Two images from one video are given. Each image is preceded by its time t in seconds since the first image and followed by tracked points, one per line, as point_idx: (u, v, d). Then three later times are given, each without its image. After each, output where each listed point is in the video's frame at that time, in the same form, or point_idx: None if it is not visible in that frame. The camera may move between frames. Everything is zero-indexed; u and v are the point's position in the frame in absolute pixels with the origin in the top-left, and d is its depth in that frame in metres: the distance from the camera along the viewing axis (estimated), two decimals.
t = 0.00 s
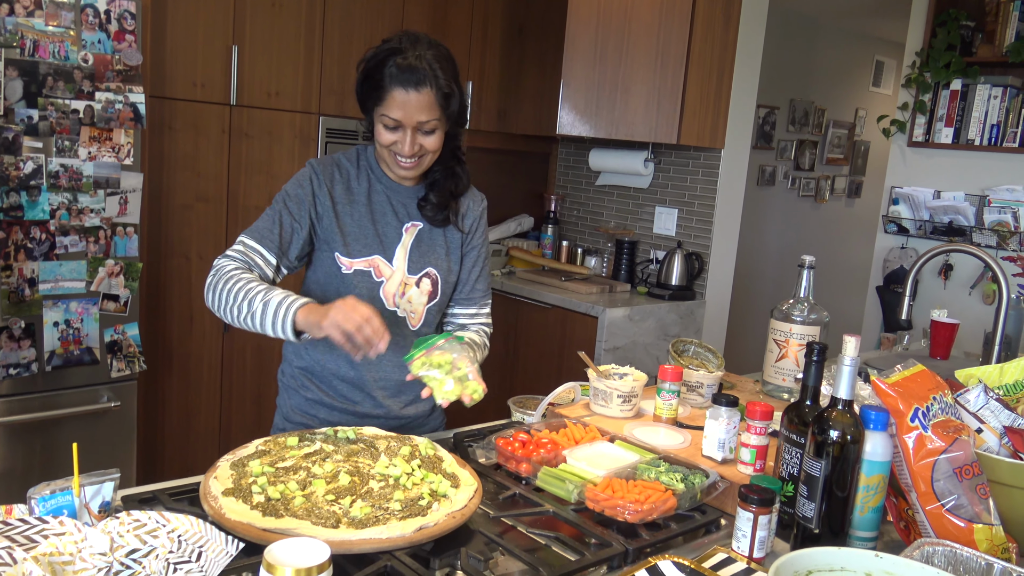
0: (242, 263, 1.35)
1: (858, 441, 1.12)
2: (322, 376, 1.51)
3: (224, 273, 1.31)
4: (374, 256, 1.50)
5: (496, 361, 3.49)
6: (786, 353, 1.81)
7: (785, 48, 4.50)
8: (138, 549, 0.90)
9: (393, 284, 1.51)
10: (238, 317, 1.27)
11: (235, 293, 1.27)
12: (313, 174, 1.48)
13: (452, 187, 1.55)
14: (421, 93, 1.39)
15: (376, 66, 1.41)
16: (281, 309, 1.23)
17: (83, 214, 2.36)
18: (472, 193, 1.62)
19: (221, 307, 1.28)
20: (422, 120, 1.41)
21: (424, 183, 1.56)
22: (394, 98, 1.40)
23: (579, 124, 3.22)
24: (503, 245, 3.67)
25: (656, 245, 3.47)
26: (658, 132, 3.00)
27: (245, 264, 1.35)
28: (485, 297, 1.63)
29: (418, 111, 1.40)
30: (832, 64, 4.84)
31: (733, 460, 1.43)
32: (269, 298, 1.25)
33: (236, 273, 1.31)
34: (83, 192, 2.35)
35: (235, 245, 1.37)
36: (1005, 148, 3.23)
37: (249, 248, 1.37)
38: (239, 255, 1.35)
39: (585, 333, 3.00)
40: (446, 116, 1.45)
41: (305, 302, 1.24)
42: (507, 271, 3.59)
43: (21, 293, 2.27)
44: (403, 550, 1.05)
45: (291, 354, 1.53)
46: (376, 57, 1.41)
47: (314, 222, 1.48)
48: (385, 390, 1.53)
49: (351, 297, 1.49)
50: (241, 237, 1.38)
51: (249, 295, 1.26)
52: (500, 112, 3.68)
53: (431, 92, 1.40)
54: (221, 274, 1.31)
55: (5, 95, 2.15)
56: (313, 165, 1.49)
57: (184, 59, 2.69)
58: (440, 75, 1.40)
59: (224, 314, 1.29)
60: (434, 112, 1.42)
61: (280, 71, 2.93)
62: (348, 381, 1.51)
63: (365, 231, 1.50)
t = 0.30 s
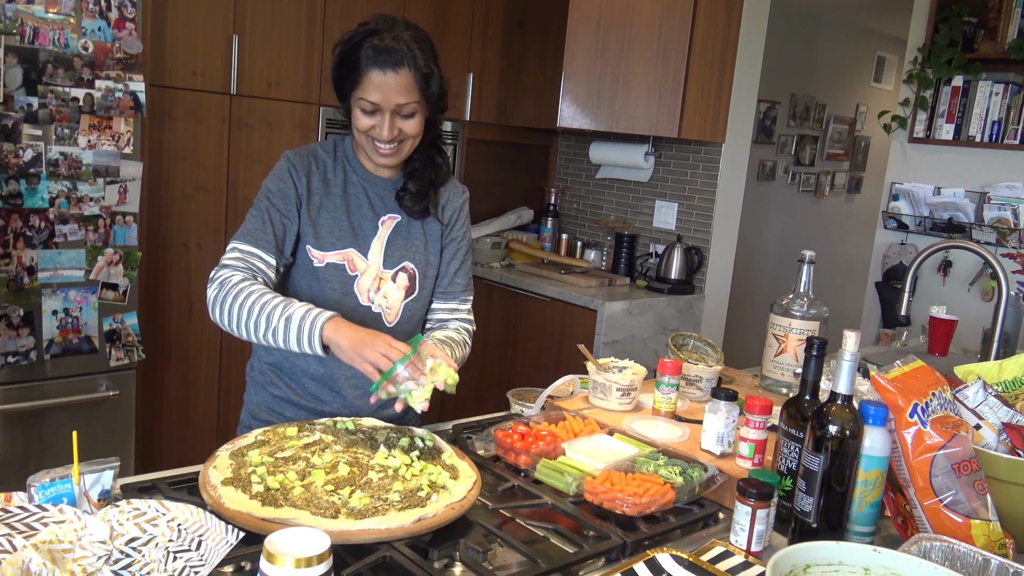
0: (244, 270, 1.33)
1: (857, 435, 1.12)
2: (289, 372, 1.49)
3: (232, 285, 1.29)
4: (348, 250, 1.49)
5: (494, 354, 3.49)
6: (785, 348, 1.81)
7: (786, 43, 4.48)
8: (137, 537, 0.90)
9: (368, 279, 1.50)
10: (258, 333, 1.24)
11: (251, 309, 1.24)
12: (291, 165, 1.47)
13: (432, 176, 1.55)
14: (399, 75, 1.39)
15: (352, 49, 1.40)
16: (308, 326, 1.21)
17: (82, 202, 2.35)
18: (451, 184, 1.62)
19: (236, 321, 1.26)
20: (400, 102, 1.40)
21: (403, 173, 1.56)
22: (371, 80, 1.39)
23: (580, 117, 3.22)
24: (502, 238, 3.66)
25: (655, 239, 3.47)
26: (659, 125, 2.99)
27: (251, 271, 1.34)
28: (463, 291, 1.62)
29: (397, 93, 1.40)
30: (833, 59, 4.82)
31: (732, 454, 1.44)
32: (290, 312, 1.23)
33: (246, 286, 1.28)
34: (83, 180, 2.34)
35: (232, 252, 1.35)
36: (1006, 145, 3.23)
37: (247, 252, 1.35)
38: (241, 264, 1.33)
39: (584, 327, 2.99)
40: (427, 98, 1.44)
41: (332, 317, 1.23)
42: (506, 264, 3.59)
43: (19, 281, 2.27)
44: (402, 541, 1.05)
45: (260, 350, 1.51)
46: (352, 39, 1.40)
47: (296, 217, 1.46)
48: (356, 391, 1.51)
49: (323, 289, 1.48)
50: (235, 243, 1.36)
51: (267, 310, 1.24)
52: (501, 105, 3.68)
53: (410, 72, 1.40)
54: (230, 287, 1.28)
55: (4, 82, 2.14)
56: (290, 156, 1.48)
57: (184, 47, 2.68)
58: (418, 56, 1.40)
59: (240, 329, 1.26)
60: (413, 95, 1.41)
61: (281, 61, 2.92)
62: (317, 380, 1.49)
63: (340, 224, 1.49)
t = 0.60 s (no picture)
0: (241, 255, 1.30)
1: (856, 431, 1.12)
2: (277, 370, 1.48)
3: (229, 270, 1.26)
4: (336, 242, 1.49)
5: (494, 349, 3.49)
6: (785, 343, 1.81)
7: (787, 38, 4.47)
8: (137, 530, 0.90)
9: (356, 271, 1.51)
10: (263, 316, 1.21)
11: (253, 290, 1.22)
12: (278, 155, 1.46)
13: (416, 169, 1.55)
14: (376, 77, 1.37)
15: (332, 45, 1.38)
16: (313, 304, 1.18)
17: (82, 194, 2.35)
18: (436, 174, 1.64)
19: (238, 305, 1.22)
20: (377, 104, 1.39)
21: (388, 165, 1.56)
22: (347, 82, 1.38)
23: (581, 111, 3.21)
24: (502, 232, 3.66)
25: (656, 234, 3.47)
26: (659, 120, 2.99)
27: (250, 257, 1.32)
28: (447, 282, 1.62)
29: (372, 95, 1.38)
30: (834, 54, 4.81)
31: (731, 449, 1.44)
32: (295, 291, 1.20)
33: (244, 270, 1.25)
34: (83, 172, 2.34)
35: (227, 238, 1.32)
36: (1006, 141, 3.22)
37: (241, 237, 1.33)
38: (239, 250, 1.31)
39: (584, 321, 2.99)
40: (404, 99, 1.43)
41: (338, 293, 1.20)
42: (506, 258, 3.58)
43: (20, 274, 2.26)
44: (402, 535, 1.05)
45: (245, 349, 1.51)
46: (331, 35, 1.38)
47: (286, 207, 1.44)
48: (347, 387, 1.51)
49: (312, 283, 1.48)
50: (227, 229, 1.34)
51: (270, 291, 1.21)
52: (501, 99, 3.67)
53: (386, 75, 1.38)
54: (228, 272, 1.25)
55: (4, 74, 2.13)
56: (276, 146, 1.46)
57: (184, 40, 2.67)
58: (396, 59, 1.37)
59: (242, 313, 1.23)
60: (391, 97, 1.40)
61: (280, 54, 2.91)
62: (304, 376, 1.49)
63: (327, 216, 1.49)
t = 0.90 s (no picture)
0: (255, 230, 1.27)
1: (859, 427, 1.12)
2: (275, 362, 1.48)
3: (242, 243, 1.22)
4: (338, 234, 1.49)
5: (496, 344, 3.49)
6: (787, 339, 1.81)
7: (790, 33, 4.45)
8: (139, 523, 0.90)
9: (358, 263, 1.50)
10: (275, 291, 1.17)
11: (269, 265, 1.18)
12: (282, 142, 1.45)
13: (416, 162, 1.55)
14: (379, 71, 1.37)
15: (335, 40, 1.38)
16: (332, 285, 1.15)
17: (83, 187, 2.35)
18: (434, 169, 1.64)
19: (250, 278, 1.19)
20: (381, 98, 1.39)
21: (388, 158, 1.55)
22: (351, 75, 1.37)
23: (584, 106, 3.21)
24: (504, 227, 3.65)
25: (658, 230, 3.47)
26: (661, 116, 2.98)
27: (261, 232, 1.29)
28: (447, 274, 1.62)
29: (376, 89, 1.38)
30: (837, 50, 4.79)
31: (733, 445, 1.43)
32: (313, 271, 1.17)
33: (258, 244, 1.22)
34: (84, 166, 2.34)
35: (237, 212, 1.29)
36: (1009, 138, 3.22)
37: (253, 213, 1.30)
38: (252, 224, 1.27)
39: (585, 317, 2.99)
40: (408, 93, 1.42)
41: (358, 279, 1.17)
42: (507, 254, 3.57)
43: (21, 267, 2.27)
44: (403, 529, 1.05)
45: (245, 343, 1.50)
46: (334, 29, 1.38)
47: (291, 194, 1.44)
48: (347, 379, 1.50)
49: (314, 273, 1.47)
50: (237, 204, 1.31)
51: (287, 267, 1.17)
52: (503, 94, 3.66)
53: (390, 69, 1.37)
54: (242, 244, 1.22)
55: (5, 67, 2.13)
56: (280, 135, 1.46)
57: (185, 32, 2.66)
58: (400, 53, 1.37)
59: (254, 287, 1.19)
60: (394, 91, 1.40)
61: (282, 48, 2.91)
62: (305, 369, 1.48)
63: (330, 208, 1.49)
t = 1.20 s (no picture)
0: (260, 241, 1.28)
1: (861, 424, 1.12)
2: (280, 360, 1.48)
3: (252, 257, 1.22)
4: (341, 231, 1.48)
5: (497, 341, 3.49)
6: (788, 336, 1.80)
7: (790, 30, 4.44)
8: (140, 522, 0.90)
9: (362, 261, 1.50)
10: (285, 308, 1.19)
11: (280, 282, 1.19)
12: (284, 143, 1.45)
13: (418, 159, 1.55)
14: (386, 69, 1.37)
15: (340, 38, 1.37)
16: (343, 306, 1.16)
17: (83, 186, 2.35)
18: (436, 167, 1.64)
19: (260, 294, 1.19)
20: (387, 95, 1.40)
21: (389, 156, 1.55)
22: (358, 72, 1.37)
23: (583, 104, 3.21)
24: (504, 225, 3.65)
25: (658, 227, 3.46)
26: (661, 113, 2.97)
27: (266, 242, 1.30)
28: (450, 272, 1.62)
29: (383, 87, 1.38)
30: (836, 47, 4.78)
31: (734, 442, 1.43)
32: (323, 290, 1.18)
33: (267, 258, 1.22)
34: (84, 165, 2.33)
35: (242, 222, 1.29)
36: (1010, 134, 3.21)
37: (258, 222, 1.30)
38: (257, 235, 1.28)
39: (586, 314, 2.99)
40: (413, 91, 1.43)
41: (368, 299, 1.18)
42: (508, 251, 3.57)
43: (21, 266, 2.27)
44: (404, 527, 1.05)
45: (249, 342, 1.50)
46: (339, 28, 1.37)
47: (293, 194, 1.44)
48: (350, 377, 1.50)
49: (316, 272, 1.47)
50: (241, 212, 1.31)
51: (297, 285, 1.18)
52: (503, 91, 3.66)
53: (397, 66, 1.38)
54: (251, 259, 1.22)
55: (4, 66, 2.13)
56: (281, 135, 1.45)
57: (185, 31, 2.66)
58: (406, 51, 1.37)
59: (263, 303, 1.20)
60: (400, 89, 1.40)
61: (281, 46, 2.90)
62: (307, 367, 1.48)
63: (333, 206, 1.48)
